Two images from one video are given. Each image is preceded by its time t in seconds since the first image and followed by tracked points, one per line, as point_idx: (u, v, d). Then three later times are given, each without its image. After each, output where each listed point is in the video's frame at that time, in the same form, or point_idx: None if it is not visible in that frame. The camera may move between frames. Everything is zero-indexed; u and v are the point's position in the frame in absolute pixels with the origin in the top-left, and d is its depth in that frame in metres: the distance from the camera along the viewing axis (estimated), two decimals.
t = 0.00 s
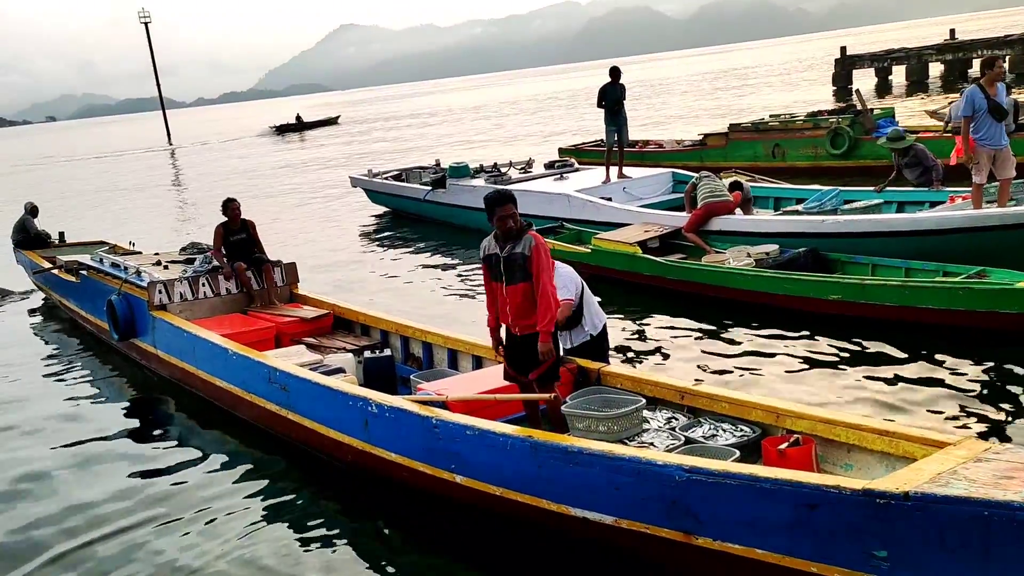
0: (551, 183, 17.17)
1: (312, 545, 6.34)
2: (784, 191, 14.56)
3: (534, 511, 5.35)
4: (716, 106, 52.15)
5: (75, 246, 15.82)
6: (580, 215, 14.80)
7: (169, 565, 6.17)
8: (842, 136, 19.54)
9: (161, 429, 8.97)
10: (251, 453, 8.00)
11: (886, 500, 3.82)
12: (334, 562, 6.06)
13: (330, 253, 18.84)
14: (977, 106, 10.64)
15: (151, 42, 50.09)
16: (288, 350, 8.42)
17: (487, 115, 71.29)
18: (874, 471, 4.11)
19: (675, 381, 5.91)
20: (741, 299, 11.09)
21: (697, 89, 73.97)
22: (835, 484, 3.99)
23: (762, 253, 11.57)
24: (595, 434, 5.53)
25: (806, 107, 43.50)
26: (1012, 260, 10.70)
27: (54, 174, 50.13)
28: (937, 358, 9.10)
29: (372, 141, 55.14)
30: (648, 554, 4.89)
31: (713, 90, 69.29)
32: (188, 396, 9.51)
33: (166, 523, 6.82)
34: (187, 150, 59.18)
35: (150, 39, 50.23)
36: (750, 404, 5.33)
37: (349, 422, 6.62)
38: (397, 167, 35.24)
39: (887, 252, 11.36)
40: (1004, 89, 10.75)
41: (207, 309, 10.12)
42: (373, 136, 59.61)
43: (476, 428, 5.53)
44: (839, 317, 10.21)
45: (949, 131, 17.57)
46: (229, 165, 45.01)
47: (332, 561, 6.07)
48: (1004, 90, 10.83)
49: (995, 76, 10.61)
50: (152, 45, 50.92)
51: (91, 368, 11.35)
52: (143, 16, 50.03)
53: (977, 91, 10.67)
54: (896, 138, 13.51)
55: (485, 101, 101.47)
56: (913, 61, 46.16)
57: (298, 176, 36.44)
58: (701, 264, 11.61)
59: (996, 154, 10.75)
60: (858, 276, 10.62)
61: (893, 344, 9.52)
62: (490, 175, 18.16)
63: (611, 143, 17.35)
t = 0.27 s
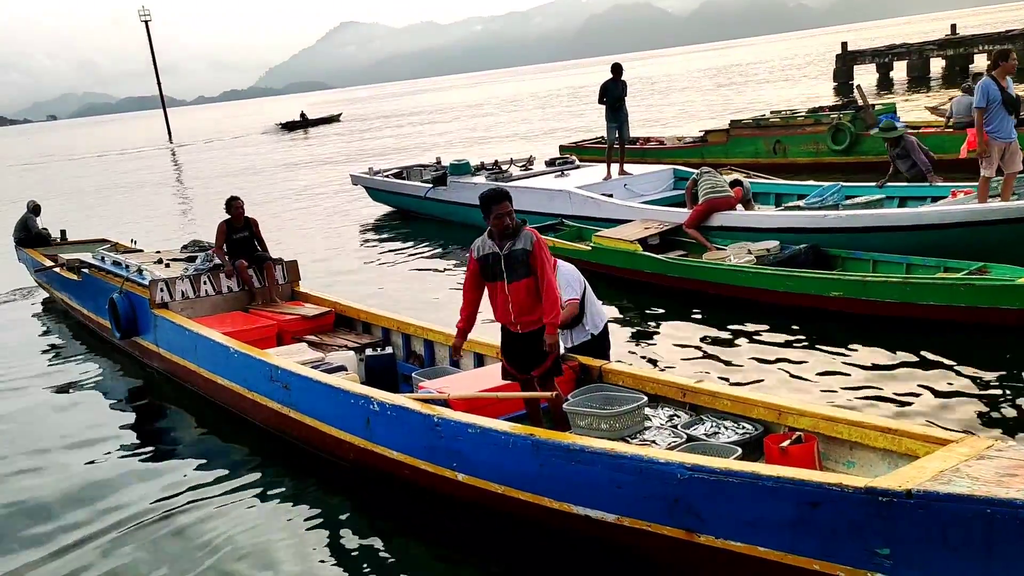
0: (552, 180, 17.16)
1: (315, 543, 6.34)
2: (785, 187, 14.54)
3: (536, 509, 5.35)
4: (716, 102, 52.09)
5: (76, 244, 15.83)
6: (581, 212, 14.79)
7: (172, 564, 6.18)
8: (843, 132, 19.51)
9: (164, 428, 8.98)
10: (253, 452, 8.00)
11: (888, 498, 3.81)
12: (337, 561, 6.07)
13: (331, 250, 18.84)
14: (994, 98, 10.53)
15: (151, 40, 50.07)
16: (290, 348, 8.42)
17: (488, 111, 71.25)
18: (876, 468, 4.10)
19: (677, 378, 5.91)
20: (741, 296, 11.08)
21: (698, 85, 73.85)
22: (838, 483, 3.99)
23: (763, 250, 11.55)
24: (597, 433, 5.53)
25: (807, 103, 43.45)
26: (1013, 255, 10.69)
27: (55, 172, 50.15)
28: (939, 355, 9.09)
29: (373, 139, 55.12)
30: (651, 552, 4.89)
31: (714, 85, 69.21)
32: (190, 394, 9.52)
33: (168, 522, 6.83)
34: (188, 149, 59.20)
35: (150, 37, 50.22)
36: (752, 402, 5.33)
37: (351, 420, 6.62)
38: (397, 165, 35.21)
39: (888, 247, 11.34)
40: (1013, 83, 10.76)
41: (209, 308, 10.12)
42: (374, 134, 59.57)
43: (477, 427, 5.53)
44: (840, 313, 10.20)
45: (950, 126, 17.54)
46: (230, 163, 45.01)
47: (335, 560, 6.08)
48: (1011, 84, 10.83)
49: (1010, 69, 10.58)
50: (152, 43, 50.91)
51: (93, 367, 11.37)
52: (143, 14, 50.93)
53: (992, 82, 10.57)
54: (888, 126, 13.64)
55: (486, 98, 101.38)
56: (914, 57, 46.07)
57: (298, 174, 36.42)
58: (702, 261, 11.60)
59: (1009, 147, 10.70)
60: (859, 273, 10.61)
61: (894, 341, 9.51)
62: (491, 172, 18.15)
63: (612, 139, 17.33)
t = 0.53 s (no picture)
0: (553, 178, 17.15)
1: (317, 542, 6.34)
2: (786, 185, 14.53)
3: (538, 507, 5.35)
4: (717, 100, 52.05)
5: (77, 243, 15.83)
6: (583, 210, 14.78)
7: (173, 564, 6.18)
8: (845, 130, 19.49)
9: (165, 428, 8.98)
10: (255, 452, 8.00)
11: (889, 496, 3.81)
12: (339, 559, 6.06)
13: (332, 250, 18.83)
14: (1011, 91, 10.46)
15: (152, 40, 50.06)
16: (291, 347, 8.42)
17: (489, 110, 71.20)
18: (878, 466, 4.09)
19: (678, 375, 5.90)
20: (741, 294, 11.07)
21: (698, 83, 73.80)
22: (840, 481, 3.98)
23: (763, 248, 11.53)
24: (599, 431, 5.52)
25: (808, 101, 43.42)
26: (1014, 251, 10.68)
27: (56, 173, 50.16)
28: (940, 352, 9.08)
29: (374, 138, 55.11)
30: (653, 550, 4.88)
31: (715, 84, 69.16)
32: (192, 394, 9.53)
33: (169, 522, 6.83)
34: (189, 149, 59.20)
35: (151, 37, 50.19)
36: (755, 399, 5.32)
37: (353, 420, 6.61)
38: (398, 164, 35.21)
39: (889, 244, 11.33)
40: None
41: (210, 306, 10.13)
42: (375, 133, 59.57)
43: (479, 426, 5.52)
44: (841, 311, 10.19)
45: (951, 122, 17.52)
46: (231, 162, 45.01)
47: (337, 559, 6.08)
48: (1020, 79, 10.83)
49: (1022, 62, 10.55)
50: (153, 43, 50.89)
51: (95, 366, 11.38)
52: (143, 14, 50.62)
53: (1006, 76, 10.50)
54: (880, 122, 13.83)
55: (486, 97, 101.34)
56: (915, 55, 46.01)
57: (300, 173, 36.43)
58: (702, 260, 11.59)
59: None
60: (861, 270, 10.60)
61: (896, 338, 9.51)
62: (492, 171, 18.14)
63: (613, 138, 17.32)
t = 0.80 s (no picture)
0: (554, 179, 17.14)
1: (319, 544, 6.34)
2: (787, 185, 14.51)
3: (541, 508, 5.34)
4: (719, 101, 51.99)
5: (78, 245, 15.83)
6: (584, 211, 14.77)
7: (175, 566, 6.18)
8: (846, 130, 19.46)
9: (167, 429, 8.98)
10: (257, 454, 7.99)
11: (892, 498, 3.80)
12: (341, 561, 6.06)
13: (333, 251, 18.82)
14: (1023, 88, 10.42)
15: (154, 42, 50.08)
16: (292, 347, 8.42)
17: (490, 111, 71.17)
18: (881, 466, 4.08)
19: (680, 374, 5.89)
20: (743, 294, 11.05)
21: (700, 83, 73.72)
22: (842, 483, 3.97)
23: (763, 248, 11.52)
24: (600, 431, 5.51)
25: (809, 101, 43.36)
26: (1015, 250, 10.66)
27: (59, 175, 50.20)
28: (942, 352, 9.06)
29: (375, 139, 55.11)
30: (655, 550, 4.88)
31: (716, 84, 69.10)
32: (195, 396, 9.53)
33: (171, 523, 6.83)
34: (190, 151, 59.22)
35: (152, 39, 50.20)
36: (757, 398, 5.31)
37: (356, 421, 6.61)
38: (399, 165, 35.18)
39: (890, 244, 11.31)
40: None
41: (211, 307, 10.13)
42: (376, 134, 59.56)
43: (482, 428, 5.51)
44: (843, 310, 10.17)
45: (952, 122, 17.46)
46: (233, 164, 45.01)
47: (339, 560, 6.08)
48: None
49: None
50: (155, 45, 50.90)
51: (97, 367, 11.38)
52: (143, 14, 50.08)
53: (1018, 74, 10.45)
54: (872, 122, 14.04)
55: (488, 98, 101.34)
56: (917, 54, 45.91)
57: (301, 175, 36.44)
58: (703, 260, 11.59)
59: None
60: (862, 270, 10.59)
61: (897, 337, 9.49)
62: (493, 172, 18.13)
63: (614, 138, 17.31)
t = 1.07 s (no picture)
0: (559, 179, 17.11)
1: (324, 544, 6.34)
2: (792, 184, 14.47)
3: (546, 508, 5.33)
4: (724, 100, 51.85)
5: (83, 245, 15.86)
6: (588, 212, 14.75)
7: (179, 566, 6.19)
8: (852, 129, 19.39)
9: (172, 429, 9.00)
10: (263, 454, 8.00)
11: (897, 498, 3.77)
12: (346, 561, 6.06)
13: (339, 252, 18.83)
14: None
15: (159, 44, 50.14)
16: (297, 347, 8.42)
17: (495, 112, 71.13)
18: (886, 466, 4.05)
19: (685, 372, 5.87)
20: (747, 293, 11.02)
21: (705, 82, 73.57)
22: (848, 483, 3.95)
23: (768, 247, 11.49)
24: (605, 431, 5.50)
25: (816, 100, 43.21)
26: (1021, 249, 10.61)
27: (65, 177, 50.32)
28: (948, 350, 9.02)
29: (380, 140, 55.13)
30: (660, 549, 4.86)
31: (722, 83, 68.94)
32: (201, 396, 9.54)
33: (175, 523, 6.84)
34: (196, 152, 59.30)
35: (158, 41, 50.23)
36: (762, 396, 5.29)
37: (361, 422, 6.61)
38: (405, 166, 35.19)
39: (895, 243, 11.27)
40: None
41: (217, 308, 10.14)
42: (381, 135, 59.58)
43: (487, 429, 5.50)
44: (848, 309, 10.13)
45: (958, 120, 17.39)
46: (238, 166, 45.07)
47: (344, 560, 6.08)
48: None
49: None
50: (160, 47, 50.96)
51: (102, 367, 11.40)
52: (149, 15, 48.58)
53: None
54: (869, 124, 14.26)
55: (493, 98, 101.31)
56: (923, 52, 45.70)
57: (307, 176, 36.46)
58: (707, 259, 11.56)
59: None
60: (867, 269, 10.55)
61: (903, 336, 9.45)
62: (498, 173, 18.11)
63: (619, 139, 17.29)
